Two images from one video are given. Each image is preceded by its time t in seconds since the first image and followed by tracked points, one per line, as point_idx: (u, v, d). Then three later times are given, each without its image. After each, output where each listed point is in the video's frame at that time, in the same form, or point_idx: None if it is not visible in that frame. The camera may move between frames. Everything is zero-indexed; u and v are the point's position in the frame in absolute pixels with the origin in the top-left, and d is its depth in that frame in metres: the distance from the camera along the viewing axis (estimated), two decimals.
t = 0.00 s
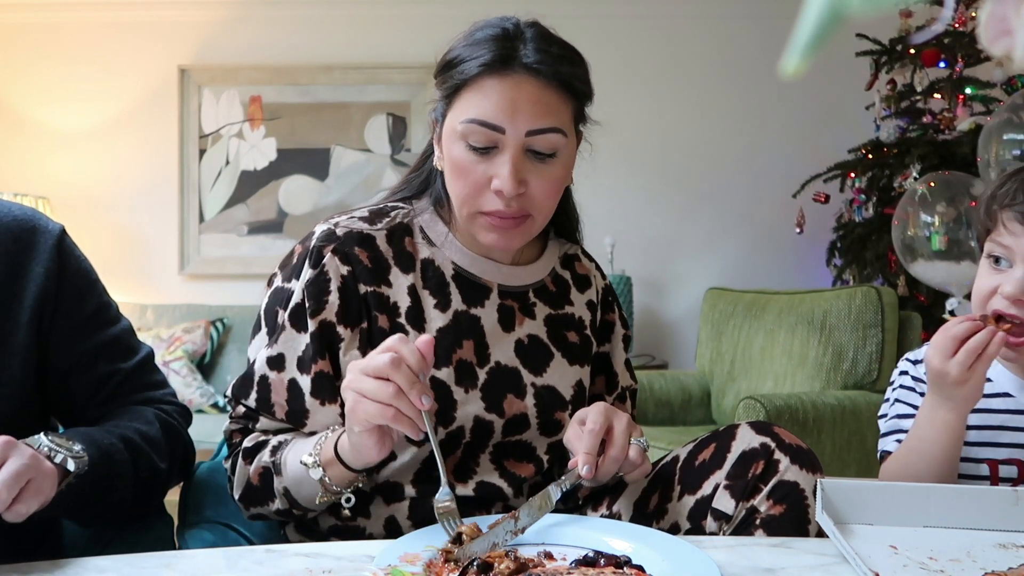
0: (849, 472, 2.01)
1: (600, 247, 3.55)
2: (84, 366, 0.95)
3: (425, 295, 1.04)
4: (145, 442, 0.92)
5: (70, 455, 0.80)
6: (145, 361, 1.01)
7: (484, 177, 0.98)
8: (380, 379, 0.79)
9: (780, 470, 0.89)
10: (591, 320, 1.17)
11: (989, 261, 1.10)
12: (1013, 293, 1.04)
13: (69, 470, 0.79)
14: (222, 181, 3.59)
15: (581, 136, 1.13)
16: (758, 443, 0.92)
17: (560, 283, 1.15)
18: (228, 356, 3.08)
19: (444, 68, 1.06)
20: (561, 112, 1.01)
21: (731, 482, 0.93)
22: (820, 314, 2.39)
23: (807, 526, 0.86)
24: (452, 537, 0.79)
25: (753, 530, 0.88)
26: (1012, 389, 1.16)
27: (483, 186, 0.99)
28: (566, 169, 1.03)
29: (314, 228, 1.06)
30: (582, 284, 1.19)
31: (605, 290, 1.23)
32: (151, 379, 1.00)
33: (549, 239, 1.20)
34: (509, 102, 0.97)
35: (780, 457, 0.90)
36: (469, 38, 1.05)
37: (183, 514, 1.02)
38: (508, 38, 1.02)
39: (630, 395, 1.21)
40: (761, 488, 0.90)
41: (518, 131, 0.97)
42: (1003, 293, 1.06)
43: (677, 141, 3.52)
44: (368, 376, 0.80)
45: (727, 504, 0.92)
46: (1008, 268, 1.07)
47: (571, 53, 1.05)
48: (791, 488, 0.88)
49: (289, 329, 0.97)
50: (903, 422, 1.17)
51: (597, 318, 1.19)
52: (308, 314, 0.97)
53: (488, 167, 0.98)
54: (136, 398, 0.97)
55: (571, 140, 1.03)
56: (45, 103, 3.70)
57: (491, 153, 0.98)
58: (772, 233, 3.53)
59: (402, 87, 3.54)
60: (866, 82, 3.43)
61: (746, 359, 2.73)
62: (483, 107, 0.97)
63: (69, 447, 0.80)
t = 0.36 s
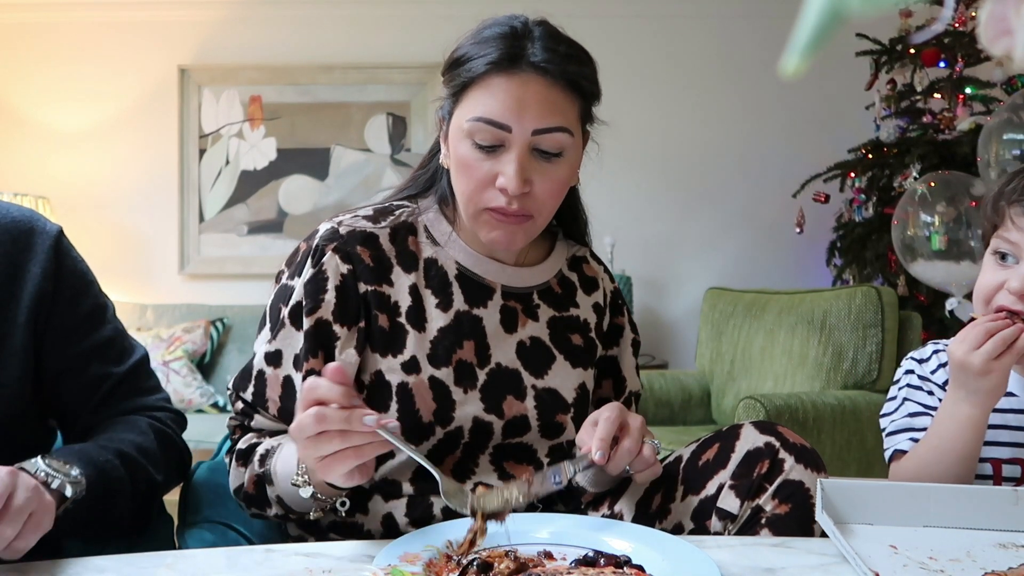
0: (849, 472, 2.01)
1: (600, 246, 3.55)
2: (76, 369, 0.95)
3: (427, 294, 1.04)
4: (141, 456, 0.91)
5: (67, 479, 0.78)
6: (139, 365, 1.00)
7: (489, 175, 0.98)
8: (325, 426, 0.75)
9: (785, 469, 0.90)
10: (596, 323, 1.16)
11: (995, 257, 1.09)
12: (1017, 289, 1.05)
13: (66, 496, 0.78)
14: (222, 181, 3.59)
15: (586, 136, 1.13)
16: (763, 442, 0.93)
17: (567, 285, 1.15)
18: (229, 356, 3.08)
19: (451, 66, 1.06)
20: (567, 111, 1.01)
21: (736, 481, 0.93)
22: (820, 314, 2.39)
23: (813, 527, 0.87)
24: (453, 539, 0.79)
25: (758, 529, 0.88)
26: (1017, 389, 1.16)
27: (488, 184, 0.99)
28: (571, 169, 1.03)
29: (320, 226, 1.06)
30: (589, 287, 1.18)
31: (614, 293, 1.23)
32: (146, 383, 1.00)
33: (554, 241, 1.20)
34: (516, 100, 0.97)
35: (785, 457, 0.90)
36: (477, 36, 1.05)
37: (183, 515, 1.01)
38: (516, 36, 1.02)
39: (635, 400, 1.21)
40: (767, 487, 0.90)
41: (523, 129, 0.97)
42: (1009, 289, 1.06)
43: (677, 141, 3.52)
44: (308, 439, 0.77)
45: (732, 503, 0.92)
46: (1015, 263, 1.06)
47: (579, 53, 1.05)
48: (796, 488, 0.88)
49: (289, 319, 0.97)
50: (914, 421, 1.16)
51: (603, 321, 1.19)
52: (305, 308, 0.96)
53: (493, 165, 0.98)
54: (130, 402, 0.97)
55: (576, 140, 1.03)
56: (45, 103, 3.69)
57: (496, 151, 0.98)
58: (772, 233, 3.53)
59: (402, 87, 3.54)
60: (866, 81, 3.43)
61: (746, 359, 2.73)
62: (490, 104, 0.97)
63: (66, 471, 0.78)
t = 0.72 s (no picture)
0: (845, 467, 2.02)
1: (599, 241, 3.56)
2: (101, 373, 1.02)
3: (424, 283, 1.03)
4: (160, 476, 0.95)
5: (97, 524, 0.80)
6: (156, 375, 1.07)
7: (528, 158, 1.00)
8: (230, 446, 0.76)
9: (782, 470, 0.91)
10: (579, 304, 1.20)
11: (969, 245, 1.18)
12: (1001, 265, 1.12)
13: (92, 538, 0.80)
14: (221, 176, 3.59)
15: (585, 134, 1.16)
16: (760, 442, 0.94)
17: (548, 274, 1.18)
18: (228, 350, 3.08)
19: (472, 60, 1.07)
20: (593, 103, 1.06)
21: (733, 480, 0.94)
22: (819, 309, 2.40)
23: (809, 525, 0.89)
24: (449, 535, 0.79)
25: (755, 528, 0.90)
26: (984, 368, 1.22)
27: (526, 167, 1.00)
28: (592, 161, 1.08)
29: (323, 210, 1.04)
30: (568, 276, 1.22)
31: (587, 278, 1.27)
32: (163, 396, 1.06)
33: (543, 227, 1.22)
34: (555, 88, 1.00)
35: (782, 457, 0.92)
36: (501, 32, 1.07)
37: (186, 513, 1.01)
38: (545, 32, 1.06)
39: (615, 376, 1.24)
40: (763, 488, 0.91)
41: (563, 116, 1.00)
42: (990, 269, 1.13)
43: (676, 136, 3.52)
44: (227, 475, 0.75)
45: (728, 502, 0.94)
46: (988, 246, 1.15)
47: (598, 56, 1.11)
48: (793, 488, 0.90)
49: (261, 307, 0.88)
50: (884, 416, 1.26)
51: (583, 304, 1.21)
52: (279, 296, 0.89)
53: (533, 149, 1.00)
54: (149, 413, 1.03)
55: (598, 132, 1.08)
56: (45, 99, 3.69)
57: (534, 137, 1.01)
58: (771, 228, 3.53)
59: (401, 82, 3.53)
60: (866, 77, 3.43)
61: (746, 354, 2.73)
62: (528, 92, 1.00)
63: (98, 516, 0.81)
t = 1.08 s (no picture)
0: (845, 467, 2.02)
1: (599, 241, 3.55)
2: (99, 374, 1.02)
3: (420, 283, 1.03)
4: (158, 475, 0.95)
5: (96, 521, 0.81)
6: (155, 375, 1.07)
7: (518, 152, 1.00)
8: (207, 467, 0.79)
9: (781, 470, 0.91)
10: (579, 301, 1.20)
11: (940, 239, 1.23)
12: (958, 250, 1.17)
13: (92, 535, 0.81)
14: (221, 176, 3.58)
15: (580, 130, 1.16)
16: (759, 442, 0.94)
17: (547, 272, 1.18)
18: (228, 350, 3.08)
19: (462, 56, 1.08)
20: (583, 95, 1.06)
21: (731, 481, 0.95)
22: (819, 310, 2.42)
23: (808, 525, 0.89)
24: (449, 535, 0.79)
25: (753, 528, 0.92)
26: (974, 374, 1.25)
27: (517, 161, 1.00)
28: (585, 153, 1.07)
29: (317, 212, 1.04)
30: (567, 272, 1.22)
31: (586, 275, 1.26)
32: (161, 395, 1.06)
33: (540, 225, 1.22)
34: (544, 79, 1.00)
35: (781, 457, 0.92)
36: (489, 28, 1.08)
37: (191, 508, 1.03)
38: (533, 26, 1.06)
39: (615, 371, 1.23)
40: (761, 488, 0.92)
41: (553, 107, 1.00)
42: (951, 254, 1.19)
43: (676, 135, 3.52)
44: (212, 493, 0.78)
45: (727, 504, 0.95)
46: (953, 235, 1.20)
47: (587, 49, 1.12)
48: (791, 489, 0.90)
49: (249, 322, 0.90)
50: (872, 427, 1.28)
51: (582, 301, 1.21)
52: (267, 309, 0.90)
53: (523, 143, 1.00)
54: (147, 411, 1.03)
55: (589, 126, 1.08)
56: (45, 99, 3.69)
57: (523, 130, 1.01)
58: (771, 228, 3.53)
59: (401, 83, 3.53)
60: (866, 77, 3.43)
61: (746, 354, 2.73)
62: (518, 84, 1.00)
63: (96, 512, 0.81)
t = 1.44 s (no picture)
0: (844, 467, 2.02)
1: (599, 241, 3.55)
2: (96, 371, 1.02)
3: (412, 285, 1.04)
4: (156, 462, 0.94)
5: (90, 495, 0.82)
6: (153, 374, 1.07)
7: (496, 132, 1.02)
8: (202, 502, 0.81)
9: (781, 470, 0.91)
10: (578, 297, 1.20)
11: (926, 240, 1.23)
12: (944, 245, 1.18)
13: (87, 510, 0.82)
14: (221, 176, 3.58)
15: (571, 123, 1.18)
16: (759, 442, 0.94)
17: (545, 268, 1.18)
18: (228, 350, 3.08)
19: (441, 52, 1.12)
20: (561, 77, 1.09)
21: (731, 481, 0.95)
22: (819, 310, 2.41)
23: (808, 525, 0.89)
24: (449, 535, 0.79)
25: (754, 527, 0.92)
26: (974, 382, 1.25)
27: (495, 141, 1.02)
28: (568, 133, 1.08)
29: (307, 219, 1.05)
30: (566, 268, 1.22)
31: (586, 270, 1.26)
32: (159, 393, 1.07)
33: (539, 222, 1.23)
34: (515, 60, 1.04)
35: (781, 457, 0.91)
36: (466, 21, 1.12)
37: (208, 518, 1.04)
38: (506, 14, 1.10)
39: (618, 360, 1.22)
40: (761, 488, 0.92)
41: (526, 85, 1.03)
42: (937, 250, 1.19)
43: (675, 135, 3.52)
44: (219, 521, 0.80)
45: (726, 503, 0.95)
46: (939, 234, 1.21)
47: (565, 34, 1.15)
48: (791, 488, 0.90)
49: (242, 340, 0.92)
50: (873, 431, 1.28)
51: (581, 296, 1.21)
52: (258, 327, 0.92)
53: (500, 123, 1.02)
54: (144, 408, 1.03)
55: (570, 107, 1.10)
56: (44, 99, 3.69)
57: (500, 111, 1.03)
58: (771, 228, 3.53)
59: (401, 83, 3.53)
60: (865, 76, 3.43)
61: (746, 354, 2.73)
62: (490, 67, 1.04)
63: (90, 487, 0.83)
